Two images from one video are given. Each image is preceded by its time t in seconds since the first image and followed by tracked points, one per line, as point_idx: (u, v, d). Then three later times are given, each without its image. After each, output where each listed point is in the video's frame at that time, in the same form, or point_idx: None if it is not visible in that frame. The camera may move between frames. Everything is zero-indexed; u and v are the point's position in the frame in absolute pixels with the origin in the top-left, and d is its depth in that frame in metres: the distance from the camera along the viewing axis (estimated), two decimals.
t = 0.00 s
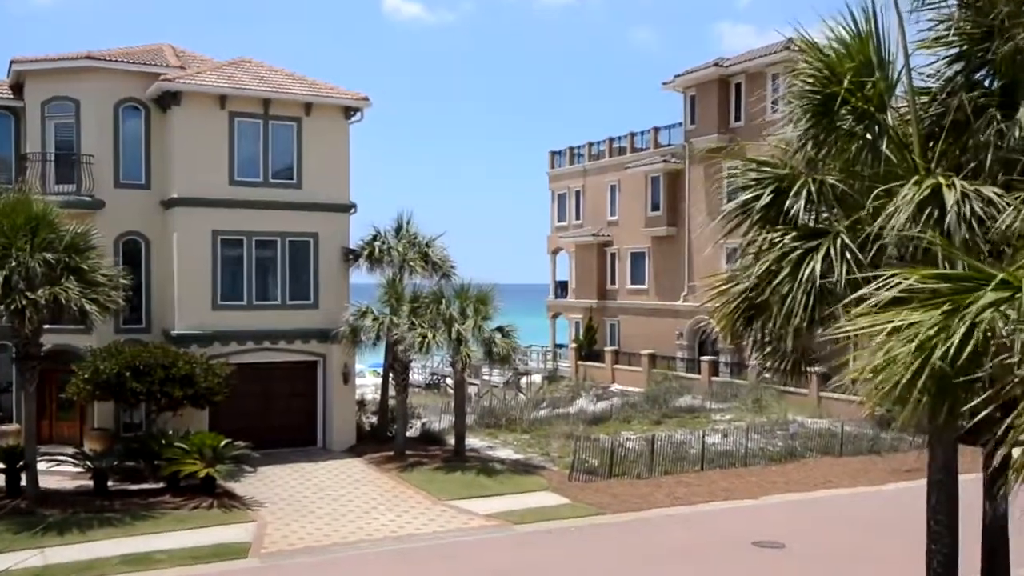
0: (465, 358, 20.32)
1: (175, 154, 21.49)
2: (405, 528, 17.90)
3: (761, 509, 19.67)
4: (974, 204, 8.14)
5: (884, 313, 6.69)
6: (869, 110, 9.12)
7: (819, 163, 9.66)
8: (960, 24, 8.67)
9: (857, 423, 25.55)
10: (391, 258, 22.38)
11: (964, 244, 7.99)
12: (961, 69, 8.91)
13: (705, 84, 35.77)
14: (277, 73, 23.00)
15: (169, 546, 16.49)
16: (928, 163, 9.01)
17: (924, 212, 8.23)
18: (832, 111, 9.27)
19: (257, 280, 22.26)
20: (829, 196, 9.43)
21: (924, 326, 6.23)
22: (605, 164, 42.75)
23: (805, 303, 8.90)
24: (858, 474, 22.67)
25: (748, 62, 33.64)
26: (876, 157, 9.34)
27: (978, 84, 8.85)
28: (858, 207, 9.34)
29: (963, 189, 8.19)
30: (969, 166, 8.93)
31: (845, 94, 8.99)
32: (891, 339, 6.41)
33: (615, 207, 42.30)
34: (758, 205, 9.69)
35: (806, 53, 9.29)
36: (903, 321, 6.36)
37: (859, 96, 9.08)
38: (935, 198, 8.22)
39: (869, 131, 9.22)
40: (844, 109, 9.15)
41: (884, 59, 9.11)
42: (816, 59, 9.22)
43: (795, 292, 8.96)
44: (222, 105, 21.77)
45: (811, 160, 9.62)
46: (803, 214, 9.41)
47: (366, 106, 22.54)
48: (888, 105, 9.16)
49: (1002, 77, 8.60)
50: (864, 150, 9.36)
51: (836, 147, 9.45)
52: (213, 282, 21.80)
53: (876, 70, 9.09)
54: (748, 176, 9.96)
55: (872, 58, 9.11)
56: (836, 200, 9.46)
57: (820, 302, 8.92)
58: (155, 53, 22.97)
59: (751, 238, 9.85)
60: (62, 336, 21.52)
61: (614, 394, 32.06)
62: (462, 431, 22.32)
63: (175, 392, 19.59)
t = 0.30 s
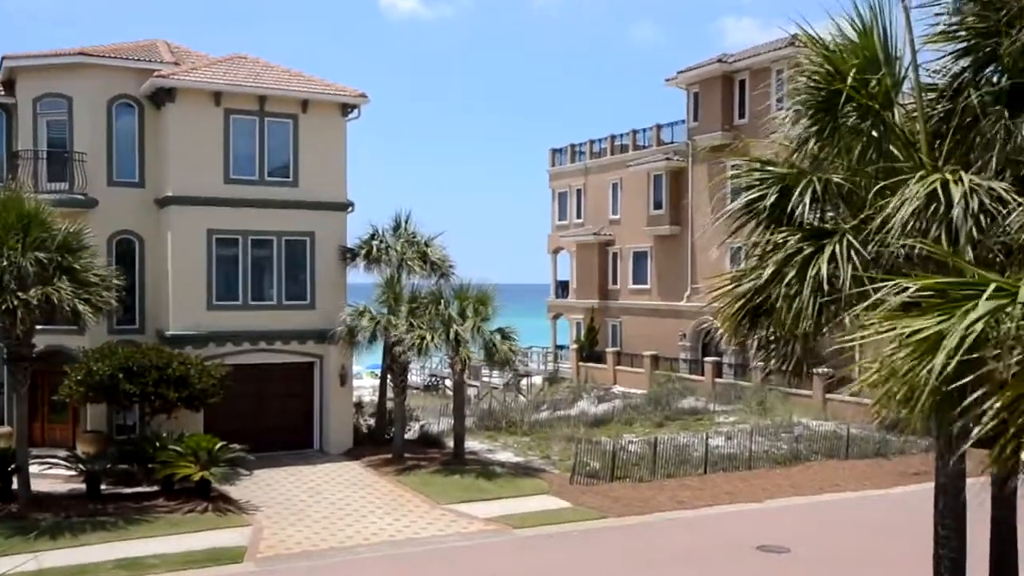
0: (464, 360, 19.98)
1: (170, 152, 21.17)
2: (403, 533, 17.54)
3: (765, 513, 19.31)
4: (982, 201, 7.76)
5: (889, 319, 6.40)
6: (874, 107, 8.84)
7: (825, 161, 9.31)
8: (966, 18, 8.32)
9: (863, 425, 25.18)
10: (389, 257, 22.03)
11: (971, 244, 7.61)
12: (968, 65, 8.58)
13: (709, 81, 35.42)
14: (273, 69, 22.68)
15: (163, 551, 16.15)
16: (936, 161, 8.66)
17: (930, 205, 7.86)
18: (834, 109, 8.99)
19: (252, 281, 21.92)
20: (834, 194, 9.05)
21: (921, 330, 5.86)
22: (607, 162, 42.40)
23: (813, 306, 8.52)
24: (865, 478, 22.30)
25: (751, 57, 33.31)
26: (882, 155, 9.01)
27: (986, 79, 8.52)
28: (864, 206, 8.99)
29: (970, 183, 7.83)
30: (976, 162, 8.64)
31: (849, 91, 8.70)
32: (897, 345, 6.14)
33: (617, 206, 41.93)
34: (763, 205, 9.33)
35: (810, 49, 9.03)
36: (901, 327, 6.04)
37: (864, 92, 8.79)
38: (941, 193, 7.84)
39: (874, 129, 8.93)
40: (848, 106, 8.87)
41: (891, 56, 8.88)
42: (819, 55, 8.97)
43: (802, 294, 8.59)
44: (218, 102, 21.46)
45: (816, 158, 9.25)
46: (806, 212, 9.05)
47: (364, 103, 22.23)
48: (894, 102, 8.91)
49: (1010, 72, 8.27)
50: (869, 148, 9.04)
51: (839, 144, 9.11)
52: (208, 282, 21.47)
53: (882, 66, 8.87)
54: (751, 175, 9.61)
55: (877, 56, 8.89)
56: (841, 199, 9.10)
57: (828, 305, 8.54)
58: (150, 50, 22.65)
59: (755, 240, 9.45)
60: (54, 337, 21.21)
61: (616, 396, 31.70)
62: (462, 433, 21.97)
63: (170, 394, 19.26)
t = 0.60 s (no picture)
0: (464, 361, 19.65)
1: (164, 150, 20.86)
2: (402, 537, 17.21)
3: (771, 516, 18.96)
4: (991, 198, 7.41)
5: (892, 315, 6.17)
6: (881, 103, 8.56)
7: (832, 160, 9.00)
8: (977, 13, 7.91)
9: (869, 428, 24.81)
10: (387, 257, 21.70)
11: (979, 244, 7.26)
12: (978, 61, 8.12)
13: (713, 77, 35.08)
14: (270, 66, 22.37)
15: (157, 555, 15.81)
16: (943, 158, 8.33)
17: (936, 204, 7.46)
18: (841, 106, 8.70)
19: (249, 281, 21.60)
20: (839, 193, 8.79)
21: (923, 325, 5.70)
22: (609, 161, 42.07)
23: (814, 305, 8.22)
24: (871, 481, 21.94)
25: (756, 54, 33.00)
26: (888, 153, 8.68)
27: (996, 78, 8.09)
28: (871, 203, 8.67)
29: (979, 183, 7.46)
30: (987, 160, 8.26)
31: (857, 87, 8.40)
32: (899, 336, 5.91)
33: (619, 205, 41.60)
34: (768, 205, 9.02)
35: (815, 43, 8.73)
36: (903, 322, 5.87)
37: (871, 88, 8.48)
38: (947, 190, 7.46)
39: (881, 126, 8.65)
40: (856, 103, 8.56)
41: (899, 52, 8.58)
42: (826, 49, 8.64)
43: (804, 293, 8.28)
44: (213, 99, 21.15)
45: (821, 156, 8.93)
46: (811, 210, 8.73)
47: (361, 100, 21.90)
48: (902, 99, 8.62)
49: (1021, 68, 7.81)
50: (875, 146, 8.73)
51: (846, 141, 8.79)
52: (203, 282, 21.15)
53: (888, 62, 8.57)
54: (756, 174, 9.31)
55: (884, 52, 8.58)
56: (847, 198, 8.81)
57: (830, 305, 8.24)
58: (145, 46, 22.34)
59: (759, 239, 9.13)
60: (47, 338, 20.91)
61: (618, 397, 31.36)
62: (461, 435, 21.62)
63: (164, 395, 18.92)
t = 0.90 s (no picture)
0: (463, 363, 19.30)
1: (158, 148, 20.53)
2: (401, 542, 16.85)
3: (776, 521, 18.59)
4: (1004, 200, 7.11)
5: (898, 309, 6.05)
6: (888, 101, 8.16)
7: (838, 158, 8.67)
8: (982, 9, 7.68)
9: (876, 430, 24.43)
10: (385, 256, 21.36)
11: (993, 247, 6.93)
12: (986, 57, 7.89)
13: (717, 74, 34.72)
14: (265, 62, 22.04)
15: (150, 560, 15.46)
16: (952, 156, 8.00)
17: (949, 206, 7.18)
18: (849, 104, 8.34)
19: (244, 281, 21.27)
20: (846, 192, 8.43)
21: (935, 324, 5.53)
22: (611, 158, 41.73)
23: (819, 304, 7.92)
24: (878, 485, 21.56)
25: (761, 49, 32.68)
26: (897, 151, 8.35)
27: (1005, 74, 7.86)
28: (878, 202, 8.34)
29: (991, 185, 7.14)
30: (996, 159, 7.90)
31: (863, 85, 8.05)
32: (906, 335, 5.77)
33: (621, 203, 41.26)
34: (773, 203, 8.54)
35: (820, 39, 8.38)
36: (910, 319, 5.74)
37: (879, 86, 8.14)
38: (961, 192, 7.17)
39: (888, 123, 8.30)
40: (862, 102, 8.21)
41: (906, 47, 8.23)
42: (831, 45, 8.31)
43: (809, 293, 7.98)
44: (208, 95, 20.81)
45: (827, 153, 8.62)
46: (817, 209, 8.39)
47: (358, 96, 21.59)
48: (910, 96, 8.24)
49: None
50: (882, 143, 8.40)
51: (852, 137, 8.47)
52: (198, 282, 20.81)
53: (896, 57, 8.19)
54: (761, 170, 8.72)
55: (891, 47, 8.23)
56: (854, 196, 8.46)
57: (835, 304, 7.95)
58: (138, 42, 22.01)
59: (764, 237, 8.66)
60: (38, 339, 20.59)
61: (620, 400, 30.98)
62: (460, 438, 21.27)
63: (157, 398, 18.58)
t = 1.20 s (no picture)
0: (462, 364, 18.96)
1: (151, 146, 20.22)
2: (399, 546, 16.48)
3: (782, 525, 18.21)
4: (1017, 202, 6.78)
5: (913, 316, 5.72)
6: (895, 97, 7.80)
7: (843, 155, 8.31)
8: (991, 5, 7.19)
9: (882, 433, 24.06)
10: (383, 255, 21.04)
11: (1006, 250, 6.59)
12: (994, 53, 7.44)
13: (720, 70, 34.38)
14: (260, 57, 21.71)
15: (144, 566, 15.10)
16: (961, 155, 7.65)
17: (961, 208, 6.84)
18: (854, 99, 7.97)
19: (239, 281, 20.94)
20: (853, 190, 8.06)
21: (949, 327, 5.34)
22: (612, 155, 41.40)
23: (826, 305, 7.57)
24: (885, 488, 21.18)
25: (765, 45, 32.35)
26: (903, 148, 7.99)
27: (1015, 70, 7.45)
28: (885, 202, 7.96)
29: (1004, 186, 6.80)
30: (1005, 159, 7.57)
31: (868, 81, 7.67)
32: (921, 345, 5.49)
33: (622, 202, 40.91)
34: (776, 201, 8.23)
35: (825, 33, 7.98)
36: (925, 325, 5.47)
37: (886, 82, 7.76)
38: (970, 195, 6.83)
39: (894, 120, 7.94)
40: (867, 97, 7.85)
41: (913, 42, 7.84)
42: (836, 38, 7.87)
43: (815, 294, 7.62)
44: (203, 91, 20.51)
45: (833, 151, 8.26)
46: (822, 206, 8.02)
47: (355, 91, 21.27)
48: (917, 92, 7.84)
49: None
50: (888, 140, 8.04)
51: (859, 134, 8.17)
52: (192, 283, 20.49)
53: (903, 53, 7.80)
54: (765, 167, 8.45)
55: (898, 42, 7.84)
56: (860, 194, 8.10)
57: (842, 305, 7.63)
58: (132, 38, 21.68)
59: (768, 236, 8.35)
60: (29, 340, 20.28)
61: (621, 401, 30.61)
62: (459, 441, 20.92)
63: (151, 399, 18.23)
